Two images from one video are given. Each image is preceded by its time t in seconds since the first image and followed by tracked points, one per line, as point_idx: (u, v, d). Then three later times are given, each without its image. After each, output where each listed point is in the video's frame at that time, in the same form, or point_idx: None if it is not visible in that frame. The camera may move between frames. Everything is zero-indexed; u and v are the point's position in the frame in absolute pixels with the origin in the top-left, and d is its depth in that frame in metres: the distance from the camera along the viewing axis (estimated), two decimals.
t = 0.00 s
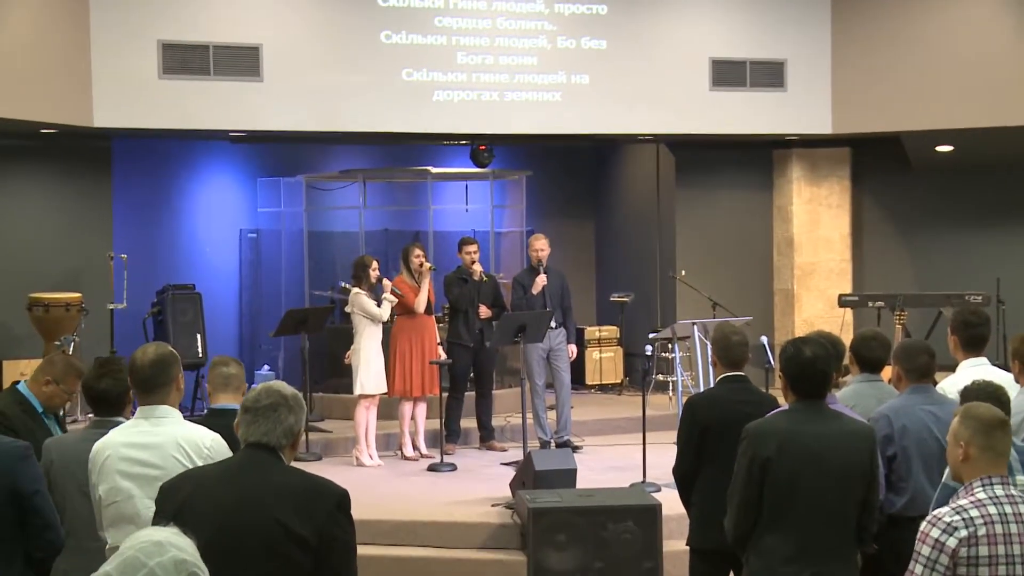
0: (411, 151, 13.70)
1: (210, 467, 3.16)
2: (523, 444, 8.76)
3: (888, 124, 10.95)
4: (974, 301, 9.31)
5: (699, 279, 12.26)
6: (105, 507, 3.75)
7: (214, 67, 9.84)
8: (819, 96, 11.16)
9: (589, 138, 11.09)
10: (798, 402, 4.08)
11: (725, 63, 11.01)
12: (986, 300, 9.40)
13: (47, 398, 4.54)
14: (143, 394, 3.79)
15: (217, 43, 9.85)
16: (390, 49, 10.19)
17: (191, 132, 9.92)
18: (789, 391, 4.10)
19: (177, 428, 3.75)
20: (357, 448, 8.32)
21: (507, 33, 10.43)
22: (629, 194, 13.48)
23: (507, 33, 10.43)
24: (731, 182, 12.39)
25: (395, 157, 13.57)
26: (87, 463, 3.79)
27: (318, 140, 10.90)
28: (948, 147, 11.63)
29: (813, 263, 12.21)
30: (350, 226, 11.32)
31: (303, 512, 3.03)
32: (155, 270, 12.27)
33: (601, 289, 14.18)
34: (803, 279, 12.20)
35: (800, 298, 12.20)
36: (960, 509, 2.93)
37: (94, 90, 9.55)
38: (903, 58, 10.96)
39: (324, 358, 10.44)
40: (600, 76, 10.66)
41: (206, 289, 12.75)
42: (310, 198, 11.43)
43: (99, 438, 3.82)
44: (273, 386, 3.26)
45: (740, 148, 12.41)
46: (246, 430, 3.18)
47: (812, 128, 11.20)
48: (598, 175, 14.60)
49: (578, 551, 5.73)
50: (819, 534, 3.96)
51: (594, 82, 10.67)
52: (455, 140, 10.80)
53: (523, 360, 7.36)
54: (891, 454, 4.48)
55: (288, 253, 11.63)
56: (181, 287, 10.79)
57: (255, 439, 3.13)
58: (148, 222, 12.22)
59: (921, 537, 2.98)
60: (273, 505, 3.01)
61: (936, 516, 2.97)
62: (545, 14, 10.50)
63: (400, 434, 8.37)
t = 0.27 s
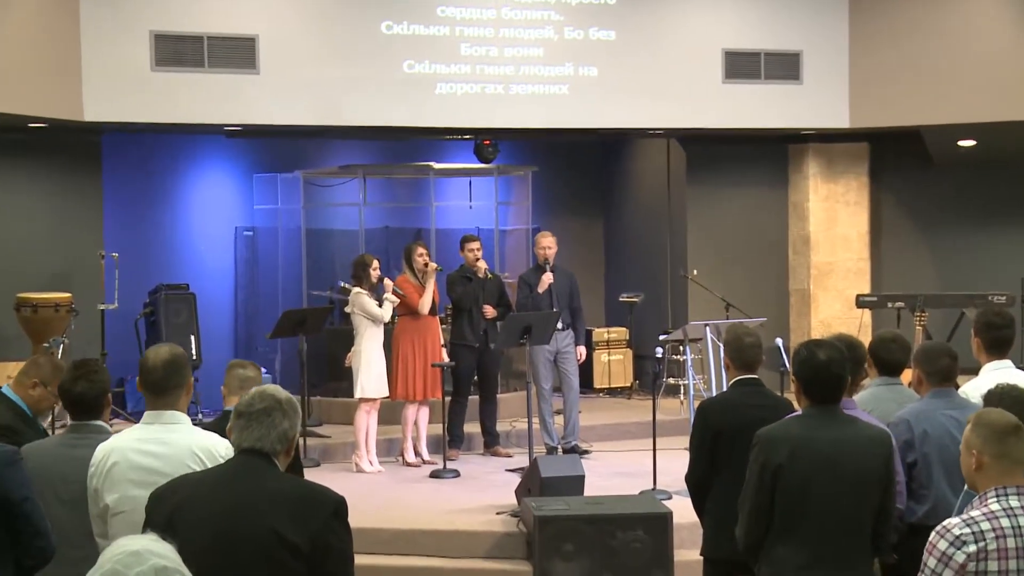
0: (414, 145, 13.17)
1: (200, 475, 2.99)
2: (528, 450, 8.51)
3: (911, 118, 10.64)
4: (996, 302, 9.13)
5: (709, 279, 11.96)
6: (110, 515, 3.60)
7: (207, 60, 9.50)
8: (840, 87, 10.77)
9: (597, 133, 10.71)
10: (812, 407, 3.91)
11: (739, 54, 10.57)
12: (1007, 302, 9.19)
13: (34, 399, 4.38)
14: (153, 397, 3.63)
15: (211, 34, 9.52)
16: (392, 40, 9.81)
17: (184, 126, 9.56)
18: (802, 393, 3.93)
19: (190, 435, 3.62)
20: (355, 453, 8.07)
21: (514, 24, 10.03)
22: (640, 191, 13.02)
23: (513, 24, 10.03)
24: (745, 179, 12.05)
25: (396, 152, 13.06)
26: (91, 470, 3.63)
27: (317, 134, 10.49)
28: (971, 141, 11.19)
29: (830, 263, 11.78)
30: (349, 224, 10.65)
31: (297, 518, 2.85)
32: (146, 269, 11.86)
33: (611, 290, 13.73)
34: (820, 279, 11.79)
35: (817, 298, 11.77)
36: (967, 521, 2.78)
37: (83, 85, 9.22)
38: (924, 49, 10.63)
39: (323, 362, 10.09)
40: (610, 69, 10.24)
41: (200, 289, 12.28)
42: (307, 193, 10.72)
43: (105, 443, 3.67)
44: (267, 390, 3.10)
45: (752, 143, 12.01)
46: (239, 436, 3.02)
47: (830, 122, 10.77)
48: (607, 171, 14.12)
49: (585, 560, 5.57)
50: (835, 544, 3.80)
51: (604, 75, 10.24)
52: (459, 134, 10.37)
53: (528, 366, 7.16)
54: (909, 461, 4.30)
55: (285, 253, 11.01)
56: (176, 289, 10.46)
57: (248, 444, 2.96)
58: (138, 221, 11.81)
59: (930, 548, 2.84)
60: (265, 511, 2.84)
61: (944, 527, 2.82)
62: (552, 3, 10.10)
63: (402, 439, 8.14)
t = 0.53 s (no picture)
0: (417, 141, 12.63)
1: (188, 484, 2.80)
2: (536, 456, 8.24)
3: (942, 110, 10.17)
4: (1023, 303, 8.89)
5: (724, 278, 11.37)
6: (125, 524, 3.42)
7: (205, 52, 9.13)
8: (863, 80, 10.46)
9: (608, 129, 10.32)
10: (831, 412, 3.74)
11: (755, 45, 10.21)
12: None
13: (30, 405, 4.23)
14: (173, 399, 3.43)
15: (211, 25, 9.16)
16: (395, 32, 9.43)
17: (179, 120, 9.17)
18: (820, 397, 3.77)
19: (213, 442, 3.43)
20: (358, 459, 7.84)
21: (521, 14, 9.66)
22: (652, 188, 12.51)
23: (520, 13, 9.66)
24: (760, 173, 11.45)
25: (398, 147, 12.51)
26: (107, 477, 3.44)
27: (316, 129, 9.91)
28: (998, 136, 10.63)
29: (849, 261, 11.30)
30: (352, 221, 10.41)
31: (294, 527, 2.69)
32: (140, 270, 11.38)
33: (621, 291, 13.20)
34: (840, 279, 11.30)
35: (837, 300, 11.29)
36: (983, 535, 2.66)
37: (75, 78, 8.84)
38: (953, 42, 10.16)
39: (323, 366, 9.75)
40: (621, 61, 9.90)
41: (197, 293, 11.80)
42: (308, 189, 10.46)
43: (121, 448, 3.46)
44: (263, 394, 2.93)
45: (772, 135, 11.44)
46: (234, 441, 2.85)
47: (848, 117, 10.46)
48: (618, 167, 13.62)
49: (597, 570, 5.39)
50: (853, 554, 3.64)
51: (615, 67, 9.90)
52: (465, 128, 9.90)
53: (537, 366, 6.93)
54: (933, 467, 4.12)
55: (286, 252, 10.76)
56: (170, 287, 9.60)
57: (243, 450, 2.79)
58: (132, 224, 11.35)
59: (948, 561, 2.74)
60: (260, 521, 2.67)
61: (961, 541, 2.70)
62: None
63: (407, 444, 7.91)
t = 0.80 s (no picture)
0: (420, 134, 11.86)
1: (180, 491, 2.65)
2: (545, 462, 7.90)
3: (947, 108, 9.41)
4: None
5: (740, 277, 10.86)
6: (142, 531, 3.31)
7: (202, 44, 8.46)
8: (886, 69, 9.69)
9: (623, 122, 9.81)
10: (850, 418, 3.57)
11: (772, 36, 9.51)
12: None
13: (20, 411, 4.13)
14: (197, 404, 3.31)
15: (207, 15, 8.50)
16: (398, 23, 8.78)
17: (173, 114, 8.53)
18: (839, 401, 3.61)
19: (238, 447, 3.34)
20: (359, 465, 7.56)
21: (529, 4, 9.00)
22: (665, 183, 11.84)
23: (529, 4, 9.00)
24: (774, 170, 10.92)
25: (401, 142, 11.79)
26: (124, 482, 3.31)
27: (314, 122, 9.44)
28: None
29: (869, 261, 10.70)
30: (354, 219, 9.64)
31: (290, 534, 2.55)
32: (134, 270, 10.70)
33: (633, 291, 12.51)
34: (859, 280, 10.71)
35: (856, 300, 10.71)
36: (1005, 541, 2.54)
37: (66, 68, 8.17)
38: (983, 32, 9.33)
39: (323, 369, 9.32)
40: (635, 53, 9.18)
41: (194, 296, 11.16)
42: (309, 186, 9.73)
43: (139, 453, 3.33)
44: (259, 397, 2.77)
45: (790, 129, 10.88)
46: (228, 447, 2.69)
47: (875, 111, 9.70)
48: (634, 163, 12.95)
49: None
50: (875, 564, 3.47)
51: (627, 60, 9.19)
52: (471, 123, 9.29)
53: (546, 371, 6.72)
54: (959, 475, 3.93)
55: (286, 255, 9.99)
56: (165, 287, 9.10)
57: (238, 455, 2.64)
58: (130, 224, 10.69)
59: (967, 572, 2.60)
60: (254, 528, 2.52)
61: (981, 550, 2.58)
62: None
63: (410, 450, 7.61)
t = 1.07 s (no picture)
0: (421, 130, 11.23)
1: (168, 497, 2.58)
2: (552, 469, 7.61)
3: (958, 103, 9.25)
4: None
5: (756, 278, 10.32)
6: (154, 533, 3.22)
7: (197, 35, 8.08)
8: (906, 62, 9.34)
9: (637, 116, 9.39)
10: (868, 423, 3.40)
11: (788, 27, 9.12)
12: None
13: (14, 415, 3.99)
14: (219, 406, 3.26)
15: (202, 5, 8.12)
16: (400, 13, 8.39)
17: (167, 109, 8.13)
18: (857, 408, 3.45)
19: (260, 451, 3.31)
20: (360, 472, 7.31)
21: None
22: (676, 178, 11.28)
23: None
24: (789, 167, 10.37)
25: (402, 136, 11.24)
26: (139, 483, 3.22)
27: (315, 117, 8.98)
28: None
29: (889, 261, 10.19)
30: (354, 217, 9.14)
31: (278, 543, 2.47)
32: (125, 269, 10.33)
33: (644, 292, 11.87)
34: (879, 279, 10.19)
35: (876, 301, 10.18)
36: None
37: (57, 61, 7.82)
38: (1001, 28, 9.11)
39: (322, 373, 8.95)
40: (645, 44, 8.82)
41: (190, 298, 10.68)
42: (308, 181, 9.22)
43: (155, 455, 3.26)
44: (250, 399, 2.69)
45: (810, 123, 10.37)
46: (219, 452, 2.60)
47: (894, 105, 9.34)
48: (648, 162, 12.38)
49: None
50: None
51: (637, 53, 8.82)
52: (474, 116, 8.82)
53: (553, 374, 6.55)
54: (983, 483, 3.77)
55: (286, 249, 9.49)
56: (160, 288, 8.93)
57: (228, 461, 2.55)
58: (124, 223, 10.35)
59: None
60: (244, 537, 2.45)
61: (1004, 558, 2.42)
62: None
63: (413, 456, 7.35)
